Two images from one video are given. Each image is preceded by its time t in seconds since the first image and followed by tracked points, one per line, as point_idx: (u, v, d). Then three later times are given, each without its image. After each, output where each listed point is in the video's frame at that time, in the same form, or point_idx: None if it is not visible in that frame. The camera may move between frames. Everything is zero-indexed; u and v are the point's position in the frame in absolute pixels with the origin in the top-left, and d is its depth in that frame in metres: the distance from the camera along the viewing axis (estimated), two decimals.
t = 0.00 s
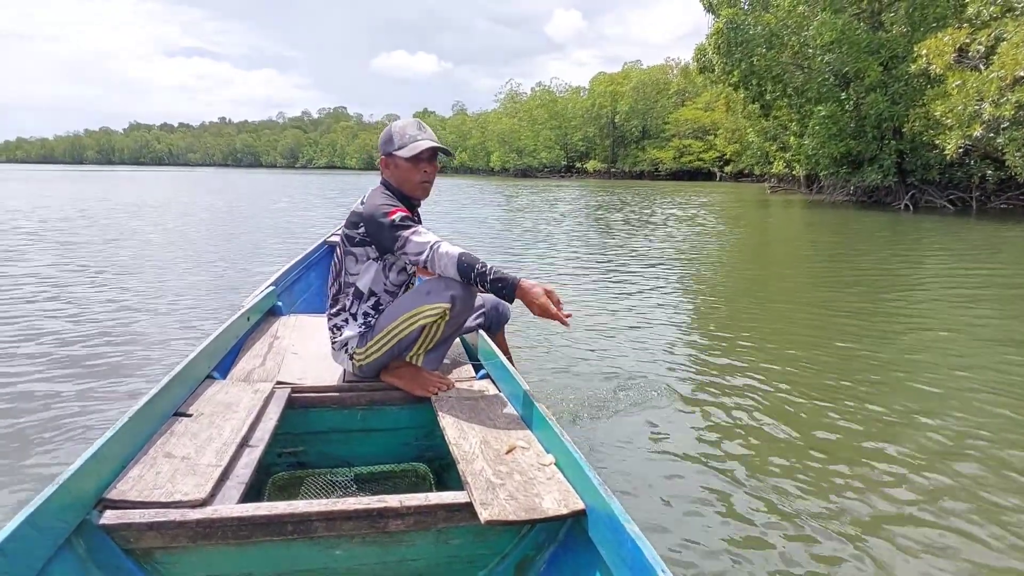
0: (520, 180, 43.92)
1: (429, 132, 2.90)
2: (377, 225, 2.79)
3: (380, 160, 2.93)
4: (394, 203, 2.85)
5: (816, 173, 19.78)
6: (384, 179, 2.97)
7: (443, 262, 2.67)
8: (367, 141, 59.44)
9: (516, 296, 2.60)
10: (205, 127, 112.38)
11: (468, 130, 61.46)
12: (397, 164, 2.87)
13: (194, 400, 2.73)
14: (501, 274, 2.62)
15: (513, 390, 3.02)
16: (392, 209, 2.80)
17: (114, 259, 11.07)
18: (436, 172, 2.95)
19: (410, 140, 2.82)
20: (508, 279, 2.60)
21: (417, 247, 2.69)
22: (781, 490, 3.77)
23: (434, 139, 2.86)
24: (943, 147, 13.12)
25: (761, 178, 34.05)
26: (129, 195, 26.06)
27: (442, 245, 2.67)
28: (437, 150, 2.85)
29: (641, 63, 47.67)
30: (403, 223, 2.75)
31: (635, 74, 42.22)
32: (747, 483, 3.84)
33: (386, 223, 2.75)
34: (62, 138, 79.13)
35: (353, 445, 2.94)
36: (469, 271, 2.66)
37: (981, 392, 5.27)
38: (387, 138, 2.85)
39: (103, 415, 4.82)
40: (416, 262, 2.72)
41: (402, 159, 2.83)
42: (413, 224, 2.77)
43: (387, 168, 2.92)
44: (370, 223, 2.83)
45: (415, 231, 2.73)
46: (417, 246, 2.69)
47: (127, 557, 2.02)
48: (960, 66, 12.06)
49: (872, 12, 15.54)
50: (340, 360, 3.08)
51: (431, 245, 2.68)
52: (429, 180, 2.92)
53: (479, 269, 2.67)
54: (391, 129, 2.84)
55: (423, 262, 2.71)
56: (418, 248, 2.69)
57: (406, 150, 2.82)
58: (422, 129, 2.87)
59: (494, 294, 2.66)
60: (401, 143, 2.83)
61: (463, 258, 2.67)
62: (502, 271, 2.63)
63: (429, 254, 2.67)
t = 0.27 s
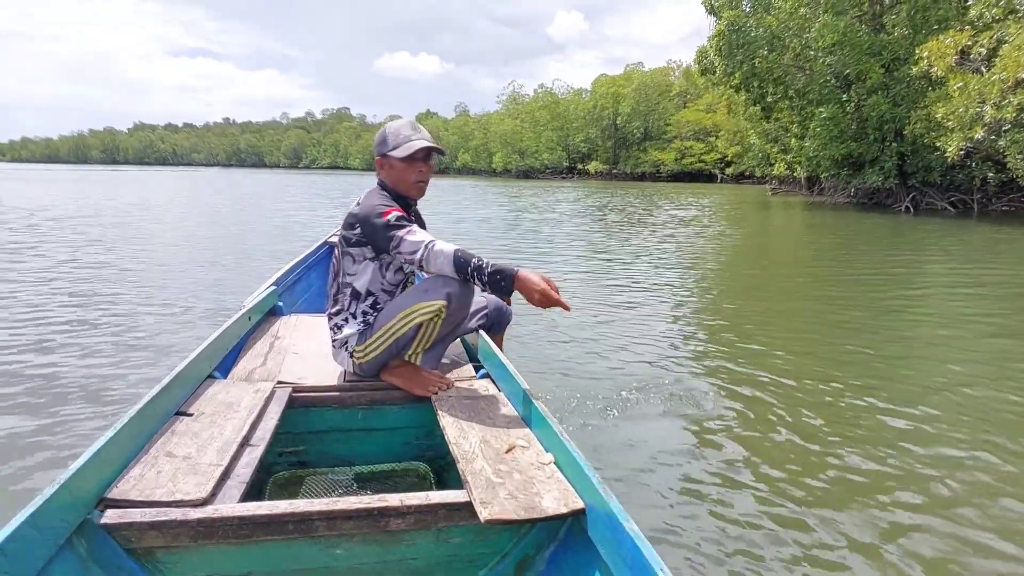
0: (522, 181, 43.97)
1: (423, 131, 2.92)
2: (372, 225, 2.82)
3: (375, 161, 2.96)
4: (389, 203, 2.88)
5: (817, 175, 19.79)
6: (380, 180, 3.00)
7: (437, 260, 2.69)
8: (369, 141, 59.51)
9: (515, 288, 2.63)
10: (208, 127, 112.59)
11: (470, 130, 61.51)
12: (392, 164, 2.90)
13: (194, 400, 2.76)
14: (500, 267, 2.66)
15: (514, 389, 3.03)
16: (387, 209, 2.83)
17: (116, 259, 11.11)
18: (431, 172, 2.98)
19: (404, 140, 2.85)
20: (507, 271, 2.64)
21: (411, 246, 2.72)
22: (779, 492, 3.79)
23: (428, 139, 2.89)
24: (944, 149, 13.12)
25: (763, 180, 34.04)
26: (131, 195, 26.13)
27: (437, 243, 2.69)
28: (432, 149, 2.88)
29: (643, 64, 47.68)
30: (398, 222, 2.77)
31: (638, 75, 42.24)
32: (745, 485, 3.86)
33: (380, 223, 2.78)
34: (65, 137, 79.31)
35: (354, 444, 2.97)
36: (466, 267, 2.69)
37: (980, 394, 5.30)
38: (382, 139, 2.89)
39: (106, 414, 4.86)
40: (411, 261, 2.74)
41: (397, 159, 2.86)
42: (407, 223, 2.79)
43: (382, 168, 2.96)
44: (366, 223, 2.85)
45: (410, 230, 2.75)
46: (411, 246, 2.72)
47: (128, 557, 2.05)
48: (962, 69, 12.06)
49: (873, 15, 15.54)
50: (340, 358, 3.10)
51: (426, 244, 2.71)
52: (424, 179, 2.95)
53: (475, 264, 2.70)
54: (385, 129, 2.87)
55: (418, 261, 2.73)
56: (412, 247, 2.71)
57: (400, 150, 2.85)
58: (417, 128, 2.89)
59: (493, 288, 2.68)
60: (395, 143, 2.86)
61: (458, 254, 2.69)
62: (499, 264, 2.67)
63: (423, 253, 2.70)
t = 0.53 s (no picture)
0: (524, 181, 43.95)
1: (415, 132, 2.92)
2: (365, 228, 2.83)
3: (369, 163, 2.96)
4: (382, 205, 2.89)
5: (820, 174, 19.75)
6: (373, 182, 3.00)
7: (429, 261, 2.69)
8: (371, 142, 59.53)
9: (507, 286, 2.62)
10: (211, 129, 112.79)
11: (472, 131, 61.53)
12: (384, 165, 2.90)
13: (194, 401, 2.76)
14: (490, 266, 2.64)
15: (513, 390, 3.01)
16: (379, 211, 2.83)
17: (118, 261, 11.13)
18: (424, 172, 2.98)
19: (397, 142, 2.85)
20: (498, 270, 2.63)
21: (403, 247, 2.72)
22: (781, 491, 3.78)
23: (420, 139, 2.89)
24: (947, 147, 13.07)
25: (765, 179, 33.99)
26: (133, 198, 26.15)
27: (428, 245, 2.69)
28: (424, 149, 2.88)
29: (645, 64, 47.62)
30: (390, 225, 2.79)
31: (639, 75, 42.22)
32: (748, 484, 3.84)
33: (373, 226, 2.79)
34: (68, 140, 79.46)
35: (353, 446, 2.96)
36: (457, 268, 2.67)
37: (983, 392, 5.29)
38: (374, 141, 2.89)
39: (107, 416, 4.86)
40: (403, 264, 2.74)
41: (389, 160, 2.86)
42: (400, 225, 2.80)
43: (375, 170, 2.96)
44: (360, 226, 2.86)
45: (402, 232, 2.76)
46: (404, 247, 2.72)
47: (127, 558, 2.04)
48: (964, 66, 12.04)
49: (876, 12, 15.51)
50: (339, 361, 3.11)
51: (418, 247, 2.70)
52: (417, 180, 2.94)
53: (466, 264, 2.68)
54: (377, 132, 2.87)
55: (410, 263, 2.72)
56: (405, 249, 2.72)
57: (393, 151, 2.85)
58: (408, 129, 2.89)
59: (483, 287, 2.67)
60: (387, 145, 2.86)
61: (450, 255, 2.67)
62: (490, 264, 2.66)
63: (416, 255, 2.70)
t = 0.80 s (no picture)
0: (527, 180, 43.80)
1: (407, 129, 2.81)
2: (357, 230, 2.71)
3: (360, 163, 2.85)
4: (375, 205, 2.77)
5: (826, 169, 19.59)
6: (364, 182, 2.88)
7: (423, 263, 2.57)
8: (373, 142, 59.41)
9: (503, 286, 2.51)
10: (212, 130, 112.79)
11: (474, 130, 61.38)
12: (377, 164, 2.79)
13: (189, 404, 2.64)
14: (486, 266, 2.55)
15: (513, 394, 2.88)
16: (372, 212, 2.72)
17: (118, 263, 11.01)
18: (417, 171, 2.87)
19: (389, 140, 2.74)
20: (493, 270, 2.53)
21: (396, 249, 2.60)
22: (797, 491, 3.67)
23: (413, 137, 2.78)
24: (956, 141, 12.95)
25: (770, 175, 33.78)
26: (135, 199, 26.04)
27: (421, 246, 2.57)
28: (417, 148, 2.78)
29: (648, 60, 47.44)
30: (382, 225, 2.67)
31: (642, 72, 42.06)
32: (760, 485, 3.73)
33: (364, 227, 2.68)
34: (70, 142, 79.44)
35: (350, 450, 2.84)
36: (453, 269, 2.57)
37: (997, 388, 5.18)
38: (365, 140, 2.77)
39: (103, 419, 4.75)
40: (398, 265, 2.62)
41: (381, 159, 2.75)
42: (393, 226, 2.68)
43: (366, 170, 2.84)
44: (350, 228, 2.74)
45: (394, 233, 2.64)
46: (396, 249, 2.60)
47: (122, 562, 1.92)
48: (972, 59, 11.92)
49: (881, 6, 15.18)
50: (333, 366, 2.98)
51: (411, 248, 2.59)
52: (410, 179, 2.83)
53: (462, 265, 2.58)
54: (369, 130, 2.75)
55: (404, 265, 2.61)
56: (397, 250, 2.60)
57: (385, 150, 2.73)
58: (400, 127, 2.78)
59: (478, 288, 2.57)
60: (379, 143, 2.75)
61: (443, 255, 2.56)
62: (486, 263, 2.55)
63: (409, 256, 2.58)
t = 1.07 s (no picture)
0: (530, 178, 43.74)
1: (406, 128, 2.77)
2: (354, 230, 2.68)
3: (358, 162, 2.82)
4: (373, 205, 2.73)
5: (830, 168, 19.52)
6: (363, 181, 2.85)
7: (422, 263, 2.54)
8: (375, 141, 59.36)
9: (506, 280, 2.46)
10: (213, 129, 112.78)
11: (477, 129, 61.31)
12: (375, 164, 2.76)
13: (188, 404, 2.60)
14: (487, 262, 2.50)
15: (512, 394, 2.84)
16: (370, 212, 2.68)
17: (120, 262, 10.99)
18: (417, 170, 2.83)
19: (388, 140, 2.70)
20: (495, 265, 2.48)
21: (393, 250, 2.57)
22: (803, 494, 3.63)
23: (412, 136, 2.74)
24: (960, 139, 12.90)
25: (774, 174, 33.67)
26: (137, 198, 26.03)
27: (419, 246, 2.54)
28: (416, 147, 2.74)
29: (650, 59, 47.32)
30: (380, 226, 2.64)
31: (645, 70, 41.97)
32: (764, 486, 3.70)
33: (362, 228, 2.64)
34: (71, 141, 79.46)
35: (349, 451, 2.80)
36: (453, 265, 2.52)
37: (1003, 388, 5.14)
38: (363, 140, 2.73)
39: (103, 419, 4.71)
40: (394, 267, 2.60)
41: (379, 159, 2.72)
42: (391, 227, 2.65)
43: (365, 169, 2.81)
44: (349, 228, 2.71)
45: (392, 234, 2.61)
46: (394, 250, 2.57)
47: (121, 562, 1.88)
48: (977, 56, 11.84)
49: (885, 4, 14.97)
50: (332, 367, 2.93)
51: (409, 249, 2.56)
52: (410, 179, 2.80)
53: (461, 262, 2.53)
54: (367, 130, 2.72)
55: (401, 266, 2.58)
56: (395, 252, 2.57)
57: (383, 150, 2.70)
58: (399, 126, 2.74)
59: (481, 285, 2.52)
60: (378, 143, 2.71)
61: (442, 254, 2.53)
62: (487, 259, 2.51)
63: (406, 258, 2.55)
